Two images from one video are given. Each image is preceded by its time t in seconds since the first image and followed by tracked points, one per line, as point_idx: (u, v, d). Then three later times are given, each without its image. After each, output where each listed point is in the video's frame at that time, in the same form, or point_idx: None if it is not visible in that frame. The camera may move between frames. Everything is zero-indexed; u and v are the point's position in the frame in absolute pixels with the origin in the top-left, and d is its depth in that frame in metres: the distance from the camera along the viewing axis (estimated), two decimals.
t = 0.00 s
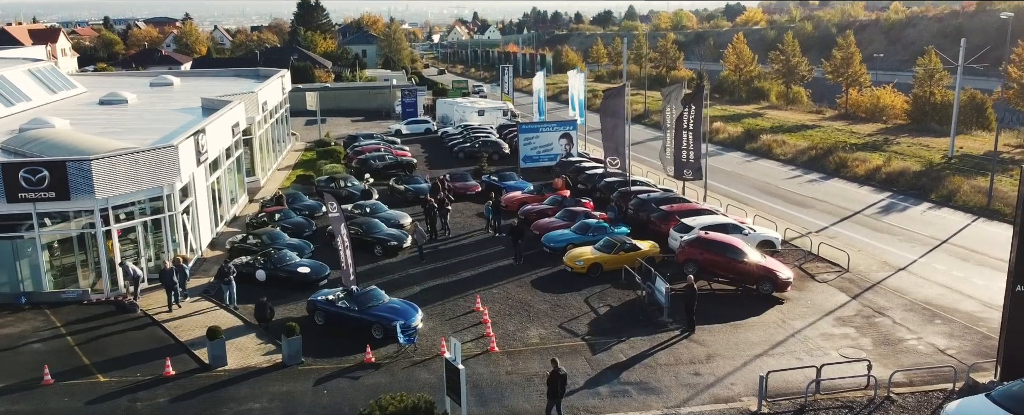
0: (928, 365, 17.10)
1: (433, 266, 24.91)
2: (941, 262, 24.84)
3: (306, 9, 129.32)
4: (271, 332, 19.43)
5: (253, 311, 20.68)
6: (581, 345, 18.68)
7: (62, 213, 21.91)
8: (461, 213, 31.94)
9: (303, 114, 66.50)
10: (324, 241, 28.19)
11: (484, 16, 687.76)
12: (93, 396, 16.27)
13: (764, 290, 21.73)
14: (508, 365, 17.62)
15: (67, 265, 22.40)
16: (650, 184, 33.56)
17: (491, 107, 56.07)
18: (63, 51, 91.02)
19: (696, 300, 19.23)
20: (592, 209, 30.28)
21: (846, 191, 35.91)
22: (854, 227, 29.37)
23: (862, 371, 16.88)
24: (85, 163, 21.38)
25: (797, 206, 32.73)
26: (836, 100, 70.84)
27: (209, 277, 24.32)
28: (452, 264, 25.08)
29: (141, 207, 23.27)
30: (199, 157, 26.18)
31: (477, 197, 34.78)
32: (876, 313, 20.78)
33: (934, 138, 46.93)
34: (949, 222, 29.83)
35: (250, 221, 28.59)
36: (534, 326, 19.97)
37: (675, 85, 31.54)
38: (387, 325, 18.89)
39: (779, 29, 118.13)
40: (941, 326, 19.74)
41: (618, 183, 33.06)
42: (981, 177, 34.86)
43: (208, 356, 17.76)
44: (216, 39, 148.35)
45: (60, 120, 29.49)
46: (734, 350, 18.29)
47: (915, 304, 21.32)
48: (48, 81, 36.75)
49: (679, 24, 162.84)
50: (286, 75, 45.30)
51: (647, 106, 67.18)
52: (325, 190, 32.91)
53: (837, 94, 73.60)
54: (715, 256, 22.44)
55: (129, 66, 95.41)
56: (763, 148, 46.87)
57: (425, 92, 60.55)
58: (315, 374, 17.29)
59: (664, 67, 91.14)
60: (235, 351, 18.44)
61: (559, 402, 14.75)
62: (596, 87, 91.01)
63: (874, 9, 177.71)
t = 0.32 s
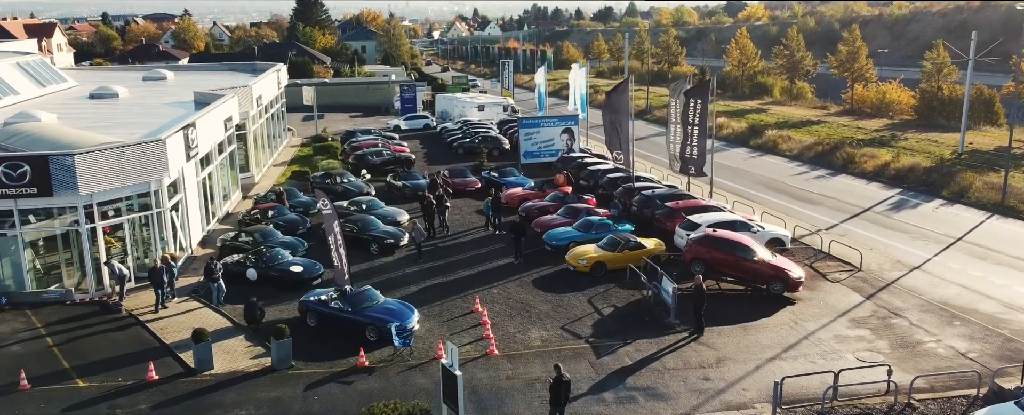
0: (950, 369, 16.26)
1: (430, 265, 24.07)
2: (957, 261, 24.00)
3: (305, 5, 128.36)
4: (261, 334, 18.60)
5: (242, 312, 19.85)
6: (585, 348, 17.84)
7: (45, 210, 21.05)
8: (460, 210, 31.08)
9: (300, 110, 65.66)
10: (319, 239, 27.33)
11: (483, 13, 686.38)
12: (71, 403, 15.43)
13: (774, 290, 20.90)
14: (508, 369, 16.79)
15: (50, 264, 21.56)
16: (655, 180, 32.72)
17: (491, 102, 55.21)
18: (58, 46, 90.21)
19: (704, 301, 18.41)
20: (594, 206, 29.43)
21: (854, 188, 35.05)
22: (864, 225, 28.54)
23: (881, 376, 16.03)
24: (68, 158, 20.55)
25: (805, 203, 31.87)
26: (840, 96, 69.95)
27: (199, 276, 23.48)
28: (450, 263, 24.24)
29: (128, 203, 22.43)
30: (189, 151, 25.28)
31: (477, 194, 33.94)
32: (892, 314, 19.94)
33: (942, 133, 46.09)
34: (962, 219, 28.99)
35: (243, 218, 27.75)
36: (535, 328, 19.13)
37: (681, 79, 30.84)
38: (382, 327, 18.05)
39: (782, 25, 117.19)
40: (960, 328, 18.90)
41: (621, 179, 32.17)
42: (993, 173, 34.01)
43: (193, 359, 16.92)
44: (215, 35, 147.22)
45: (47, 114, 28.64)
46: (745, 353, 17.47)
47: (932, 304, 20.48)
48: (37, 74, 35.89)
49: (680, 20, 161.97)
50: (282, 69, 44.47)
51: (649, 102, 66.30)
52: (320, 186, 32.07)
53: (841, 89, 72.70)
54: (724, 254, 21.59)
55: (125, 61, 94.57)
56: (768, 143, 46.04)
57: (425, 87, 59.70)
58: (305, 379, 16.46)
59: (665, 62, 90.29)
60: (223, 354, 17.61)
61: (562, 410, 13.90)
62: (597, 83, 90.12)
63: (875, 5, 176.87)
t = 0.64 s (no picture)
0: (972, 375, 15.50)
1: (428, 263, 23.31)
2: (972, 260, 23.23)
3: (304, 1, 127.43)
4: (250, 337, 17.84)
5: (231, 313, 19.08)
6: (588, 351, 17.08)
7: (28, 207, 20.26)
8: (459, 207, 30.32)
9: (298, 105, 64.90)
10: (313, 237, 26.57)
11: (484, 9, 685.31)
12: (49, 410, 14.67)
13: (785, 290, 20.15)
14: (509, 374, 16.03)
15: (34, 264, 20.79)
16: (658, 177, 31.94)
17: (491, 98, 54.36)
18: (53, 41, 89.37)
19: (712, 303, 17.67)
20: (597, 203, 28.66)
21: (862, 184, 34.27)
22: (875, 222, 27.76)
23: (899, 382, 15.27)
24: (51, 153, 19.76)
25: (813, 200, 31.09)
26: (845, 91, 69.11)
27: (188, 276, 22.74)
28: (449, 262, 23.48)
29: (115, 200, 21.66)
30: (178, 146, 24.46)
31: (476, 190, 33.17)
32: (907, 315, 19.18)
33: (950, 129, 45.30)
34: (975, 217, 28.21)
35: (236, 216, 27.01)
36: (537, 330, 18.37)
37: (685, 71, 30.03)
38: (376, 329, 17.30)
39: (785, 21, 116.28)
40: (980, 331, 18.14)
41: (624, 175, 31.43)
42: (1005, 169, 33.23)
43: (179, 363, 16.16)
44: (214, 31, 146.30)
45: (34, 108, 27.90)
46: (756, 357, 16.72)
47: (949, 305, 19.72)
48: (27, 68, 35.13)
49: (682, 16, 161.11)
50: (278, 64, 43.71)
51: (651, 98, 65.49)
52: (315, 182, 31.31)
53: (845, 85, 71.87)
54: (732, 254, 20.80)
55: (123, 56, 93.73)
56: (774, 139, 45.27)
57: (424, 83, 58.90)
58: (296, 384, 15.71)
59: (668, 58, 89.50)
60: (210, 358, 16.85)
61: None
62: (598, 79, 89.27)
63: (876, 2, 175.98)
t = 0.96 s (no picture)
0: (998, 382, 14.65)
1: (425, 263, 22.46)
2: (990, 259, 22.38)
3: None
4: (238, 340, 17.00)
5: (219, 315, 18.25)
6: (593, 355, 16.24)
7: (9, 204, 19.35)
8: (458, 204, 29.48)
9: (296, 101, 64.10)
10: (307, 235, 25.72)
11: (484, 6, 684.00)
12: None
13: (797, 291, 19.30)
14: (509, 380, 15.19)
15: (15, 263, 19.95)
16: (663, 173, 31.05)
17: (492, 93, 53.45)
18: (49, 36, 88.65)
19: (723, 304, 16.84)
20: (600, 200, 27.81)
21: (872, 181, 33.39)
22: (886, 220, 26.90)
23: (923, 390, 14.42)
24: (32, 148, 18.87)
25: (822, 197, 30.21)
26: (850, 86, 68.22)
27: (176, 275, 21.91)
28: (447, 260, 22.63)
29: (99, 197, 20.80)
30: (167, 141, 23.60)
31: (476, 187, 32.32)
32: (926, 317, 18.33)
33: (960, 125, 44.43)
34: (990, 214, 27.34)
35: (228, 213, 26.17)
36: (538, 333, 17.53)
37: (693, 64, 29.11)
38: (370, 332, 16.47)
39: (788, 16, 115.36)
40: (1003, 334, 17.30)
41: (628, 171, 30.54)
42: (1019, 165, 32.34)
43: (161, 369, 15.33)
44: (214, 27, 145.46)
45: (19, 102, 27.08)
46: (770, 363, 15.88)
47: (969, 307, 18.88)
48: (15, 61, 34.30)
49: (683, 12, 160.10)
50: (274, 58, 42.88)
51: (654, 93, 64.64)
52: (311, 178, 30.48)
53: (851, 80, 70.96)
54: (741, 253, 19.94)
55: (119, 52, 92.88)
56: (779, 135, 44.41)
57: (423, 78, 58.03)
58: (285, 391, 14.87)
59: (670, 53, 88.55)
60: (194, 362, 16.02)
61: None
62: (600, 74, 88.38)
63: None
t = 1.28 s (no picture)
0: None
1: (422, 262, 21.62)
2: (1009, 259, 21.53)
3: None
4: (224, 345, 16.18)
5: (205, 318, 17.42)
6: (598, 361, 15.41)
7: None
8: (457, 201, 28.63)
9: (293, 96, 63.27)
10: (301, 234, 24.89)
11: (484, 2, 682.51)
12: None
13: (811, 292, 18.45)
14: (510, 388, 14.35)
15: None
16: (668, 169, 30.16)
17: (492, 88, 52.59)
18: (44, 31, 87.77)
19: (735, 308, 16.03)
20: (603, 197, 26.95)
21: (882, 177, 32.54)
22: (899, 217, 26.04)
23: (950, 400, 13.57)
24: (10, 143, 18.01)
25: (832, 194, 29.35)
26: (855, 82, 67.35)
27: (164, 276, 21.09)
28: (444, 260, 21.79)
29: (83, 194, 19.94)
30: (155, 135, 22.73)
31: (475, 183, 31.46)
32: (946, 320, 17.48)
33: (970, 120, 43.56)
34: (1006, 212, 26.49)
35: (219, 211, 25.33)
36: (540, 337, 16.69)
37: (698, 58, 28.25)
38: (364, 337, 15.65)
39: (791, 12, 114.38)
40: None
41: (632, 168, 29.67)
42: None
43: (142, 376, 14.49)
44: (212, 23, 144.62)
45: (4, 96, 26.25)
46: (785, 369, 15.05)
47: (991, 310, 18.03)
48: (3, 55, 33.46)
49: (685, 8, 159.16)
50: (269, 52, 42.00)
51: (657, 88, 63.76)
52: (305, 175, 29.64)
53: (856, 75, 70.08)
54: (753, 252, 19.10)
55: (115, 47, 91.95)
56: (785, 130, 43.57)
57: (423, 73, 57.17)
58: (272, 400, 14.04)
59: (672, 49, 87.57)
60: (178, 368, 15.19)
61: None
62: (602, 70, 87.50)
63: None
